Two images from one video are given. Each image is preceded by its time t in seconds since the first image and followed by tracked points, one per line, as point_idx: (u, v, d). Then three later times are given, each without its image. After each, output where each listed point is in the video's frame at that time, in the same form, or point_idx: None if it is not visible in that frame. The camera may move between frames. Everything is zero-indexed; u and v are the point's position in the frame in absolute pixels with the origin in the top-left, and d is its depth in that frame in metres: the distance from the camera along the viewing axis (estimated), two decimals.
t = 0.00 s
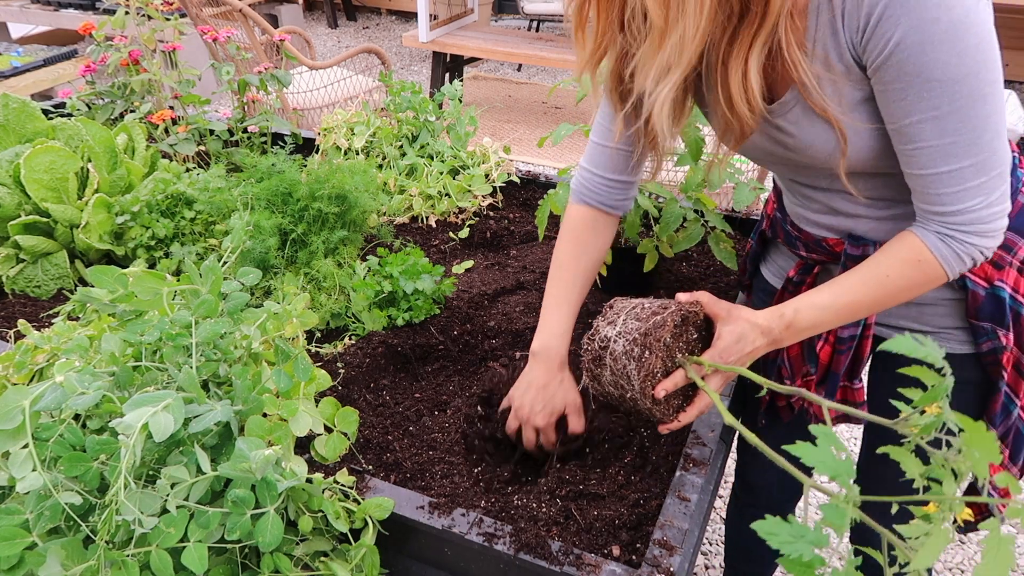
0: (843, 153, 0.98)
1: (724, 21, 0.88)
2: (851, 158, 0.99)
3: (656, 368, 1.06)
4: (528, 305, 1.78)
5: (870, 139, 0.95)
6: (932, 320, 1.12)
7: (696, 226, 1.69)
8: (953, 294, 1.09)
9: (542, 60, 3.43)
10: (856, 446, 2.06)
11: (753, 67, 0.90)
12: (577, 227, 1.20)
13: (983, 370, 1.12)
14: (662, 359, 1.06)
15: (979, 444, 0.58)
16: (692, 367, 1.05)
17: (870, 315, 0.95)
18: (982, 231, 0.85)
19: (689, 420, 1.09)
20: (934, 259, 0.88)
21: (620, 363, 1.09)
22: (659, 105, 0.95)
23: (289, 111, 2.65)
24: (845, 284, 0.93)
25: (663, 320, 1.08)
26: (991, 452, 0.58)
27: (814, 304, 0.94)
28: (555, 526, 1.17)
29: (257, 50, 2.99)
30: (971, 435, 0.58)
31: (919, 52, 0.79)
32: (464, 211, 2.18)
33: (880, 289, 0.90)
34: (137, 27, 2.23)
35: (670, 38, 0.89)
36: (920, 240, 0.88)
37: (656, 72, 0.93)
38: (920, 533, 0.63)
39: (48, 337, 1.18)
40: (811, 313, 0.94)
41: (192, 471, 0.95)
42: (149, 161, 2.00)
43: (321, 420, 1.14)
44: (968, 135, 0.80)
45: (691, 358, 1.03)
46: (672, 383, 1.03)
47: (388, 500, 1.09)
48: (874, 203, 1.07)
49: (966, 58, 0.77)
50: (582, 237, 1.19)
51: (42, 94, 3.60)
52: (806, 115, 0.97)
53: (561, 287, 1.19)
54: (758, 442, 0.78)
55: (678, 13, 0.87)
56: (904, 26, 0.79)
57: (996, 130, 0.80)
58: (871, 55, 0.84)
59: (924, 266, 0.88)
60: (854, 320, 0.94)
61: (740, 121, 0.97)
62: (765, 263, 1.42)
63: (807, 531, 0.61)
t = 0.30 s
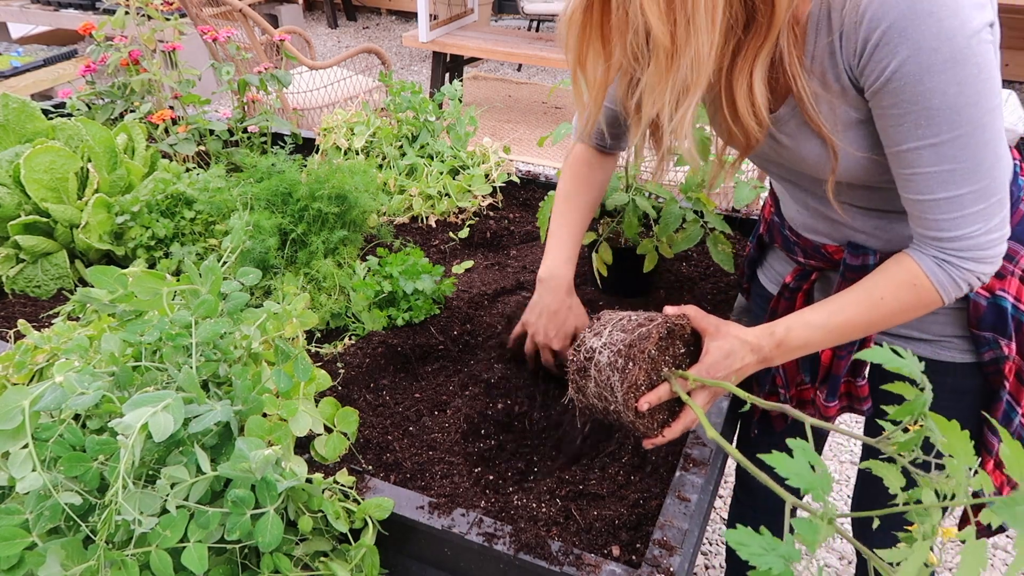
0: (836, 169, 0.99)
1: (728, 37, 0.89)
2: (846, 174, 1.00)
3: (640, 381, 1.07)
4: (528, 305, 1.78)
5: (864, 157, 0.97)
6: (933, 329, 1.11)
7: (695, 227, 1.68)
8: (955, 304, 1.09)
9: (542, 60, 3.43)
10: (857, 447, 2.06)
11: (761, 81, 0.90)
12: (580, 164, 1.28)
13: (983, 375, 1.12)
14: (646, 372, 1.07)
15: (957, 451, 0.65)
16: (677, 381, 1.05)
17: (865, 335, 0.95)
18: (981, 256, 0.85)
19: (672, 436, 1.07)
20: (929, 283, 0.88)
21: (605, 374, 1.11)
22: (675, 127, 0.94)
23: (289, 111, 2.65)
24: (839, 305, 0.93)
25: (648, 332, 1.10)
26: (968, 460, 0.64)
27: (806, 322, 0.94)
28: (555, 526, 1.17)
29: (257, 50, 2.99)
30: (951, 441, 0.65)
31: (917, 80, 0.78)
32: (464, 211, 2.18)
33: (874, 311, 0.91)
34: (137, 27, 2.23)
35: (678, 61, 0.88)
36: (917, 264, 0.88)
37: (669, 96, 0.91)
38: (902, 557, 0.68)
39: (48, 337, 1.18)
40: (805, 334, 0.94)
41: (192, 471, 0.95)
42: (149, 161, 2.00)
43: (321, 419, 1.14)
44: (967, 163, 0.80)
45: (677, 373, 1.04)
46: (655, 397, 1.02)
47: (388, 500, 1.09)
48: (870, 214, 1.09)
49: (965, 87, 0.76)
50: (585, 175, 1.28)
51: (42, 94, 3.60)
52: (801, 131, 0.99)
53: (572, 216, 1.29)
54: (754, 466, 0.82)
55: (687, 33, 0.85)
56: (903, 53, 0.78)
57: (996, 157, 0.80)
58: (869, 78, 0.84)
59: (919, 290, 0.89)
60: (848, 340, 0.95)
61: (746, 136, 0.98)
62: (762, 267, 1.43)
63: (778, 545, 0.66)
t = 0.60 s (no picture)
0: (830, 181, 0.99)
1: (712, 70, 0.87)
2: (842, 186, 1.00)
3: (642, 382, 1.07)
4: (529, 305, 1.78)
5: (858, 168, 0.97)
6: (931, 331, 1.12)
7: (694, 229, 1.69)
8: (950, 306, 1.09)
9: (543, 60, 3.43)
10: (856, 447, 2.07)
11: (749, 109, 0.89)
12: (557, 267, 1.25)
13: (983, 378, 1.12)
14: (648, 373, 1.07)
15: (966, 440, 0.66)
16: (679, 382, 1.05)
17: (866, 336, 0.95)
18: (980, 254, 0.85)
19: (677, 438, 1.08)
20: (930, 282, 0.88)
21: (607, 375, 1.11)
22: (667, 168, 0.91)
23: (289, 111, 2.65)
24: (840, 306, 0.93)
25: (650, 333, 1.10)
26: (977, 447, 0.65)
27: (808, 324, 0.94)
28: (555, 526, 1.17)
29: (257, 51, 2.99)
30: (959, 430, 0.66)
31: (902, 82, 0.78)
32: (464, 211, 2.18)
33: (875, 311, 0.91)
34: (137, 27, 2.23)
35: (662, 98, 0.86)
36: (917, 263, 0.88)
37: (657, 134, 0.89)
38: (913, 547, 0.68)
39: (48, 337, 1.18)
40: (806, 335, 0.94)
41: (192, 471, 0.95)
42: (149, 161, 2.00)
43: (321, 420, 1.14)
44: (958, 161, 0.80)
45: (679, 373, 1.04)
46: (660, 398, 1.03)
47: (388, 500, 1.09)
48: (866, 221, 1.09)
49: (951, 86, 0.77)
50: (563, 282, 1.25)
51: (42, 94, 3.60)
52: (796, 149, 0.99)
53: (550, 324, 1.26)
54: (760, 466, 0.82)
55: (670, 69, 0.84)
56: (887, 57, 0.79)
57: (987, 155, 0.80)
58: (856, 83, 0.84)
59: (920, 288, 0.88)
60: (849, 341, 0.95)
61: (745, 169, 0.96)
62: (770, 267, 1.43)
63: (793, 541, 0.66)
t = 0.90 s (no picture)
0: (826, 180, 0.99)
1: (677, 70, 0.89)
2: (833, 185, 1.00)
3: (641, 379, 1.07)
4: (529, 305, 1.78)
5: (848, 166, 0.97)
6: (922, 327, 1.11)
7: (695, 228, 1.69)
8: (944, 303, 1.09)
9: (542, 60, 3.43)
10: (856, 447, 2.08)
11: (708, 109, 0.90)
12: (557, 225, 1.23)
13: (975, 374, 1.12)
14: (647, 371, 1.08)
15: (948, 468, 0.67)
16: (678, 379, 1.06)
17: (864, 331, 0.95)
18: (978, 252, 0.85)
19: (674, 430, 1.09)
20: (928, 279, 0.88)
21: (607, 371, 1.11)
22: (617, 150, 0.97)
23: (289, 111, 2.65)
24: (841, 303, 0.93)
25: (650, 331, 1.09)
26: (957, 477, 0.66)
27: (809, 318, 0.94)
28: (555, 526, 1.17)
29: (257, 50, 2.99)
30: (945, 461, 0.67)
31: (895, 87, 0.79)
32: (464, 211, 2.18)
33: (873, 307, 0.91)
34: (137, 27, 2.23)
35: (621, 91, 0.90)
36: (915, 259, 0.88)
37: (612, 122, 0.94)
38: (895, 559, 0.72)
39: (48, 337, 1.18)
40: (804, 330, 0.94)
41: (192, 471, 0.95)
42: (149, 161, 2.00)
43: (321, 419, 1.14)
44: (953, 161, 0.80)
45: (680, 372, 1.04)
46: (660, 393, 1.03)
47: (387, 500, 1.09)
48: (859, 219, 1.09)
49: (943, 88, 0.77)
50: (563, 239, 1.23)
51: (42, 94, 3.60)
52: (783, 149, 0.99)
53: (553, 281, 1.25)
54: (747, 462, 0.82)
55: (630, 67, 0.86)
56: (878, 62, 0.79)
57: (983, 153, 0.80)
58: (849, 87, 0.84)
59: (918, 285, 0.88)
60: (847, 336, 0.95)
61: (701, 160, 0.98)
62: (763, 267, 1.43)
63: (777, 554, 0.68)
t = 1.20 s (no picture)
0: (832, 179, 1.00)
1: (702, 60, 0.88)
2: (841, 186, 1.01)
3: (633, 374, 1.08)
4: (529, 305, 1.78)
5: (855, 167, 0.97)
6: (932, 333, 1.11)
7: (696, 227, 1.69)
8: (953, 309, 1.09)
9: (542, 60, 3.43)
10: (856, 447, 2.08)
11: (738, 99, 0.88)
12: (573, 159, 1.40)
13: (985, 381, 1.12)
14: (640, 365, 1.08)
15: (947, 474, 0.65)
16: (670, 375, 1.06)
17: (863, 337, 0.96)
18: (982, 267, 0.85)
19: (663, 429, 1.09)
20: (930, 290, 0.88)
21: (599, 364, 1.12)
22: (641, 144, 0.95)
23: (289, 111, 2.65)
24: (839, 309, 0.94)
25: (644, 325, 1.09)
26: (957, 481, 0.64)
27: (807, 324, 0.95)
28: (555, 526, 1.17)
29: (257, 50, 2.99)
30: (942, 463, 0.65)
31: (911, 96, 0.78)
32: (464, 211, 2.18)
33: (873, 315, 0.92)
34: (137, 27, 2.23)
35: (645, 80, 0.89)
36: (918, 271, 0.88)
37: (636, 116, 0.92)
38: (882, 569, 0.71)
39: (48, 337, 1.18)
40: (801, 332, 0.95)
41: (192, 471, 0.95)
42: (149, 161, 2.00)
43: (321, 419, 1.14)
44: (966, 174, 0.79)
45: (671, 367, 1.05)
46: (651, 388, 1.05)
47: (388, 500, 1.09)
48: (867, 222, 1.10)
49: (960, 101, 0.76)
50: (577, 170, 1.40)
51: (42, 95, 3.60)
52: (795, 146, 1.00)
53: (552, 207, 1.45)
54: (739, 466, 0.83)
55: (652, 54, 0.85)
56: (896, 70, 0.78)
57: (995, 168, 0.80)
58: (864, 93, 0.84)
59: (920, 297, 0.89)
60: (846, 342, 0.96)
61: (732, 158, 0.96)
62: (766, 270, 1.43)
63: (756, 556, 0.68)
